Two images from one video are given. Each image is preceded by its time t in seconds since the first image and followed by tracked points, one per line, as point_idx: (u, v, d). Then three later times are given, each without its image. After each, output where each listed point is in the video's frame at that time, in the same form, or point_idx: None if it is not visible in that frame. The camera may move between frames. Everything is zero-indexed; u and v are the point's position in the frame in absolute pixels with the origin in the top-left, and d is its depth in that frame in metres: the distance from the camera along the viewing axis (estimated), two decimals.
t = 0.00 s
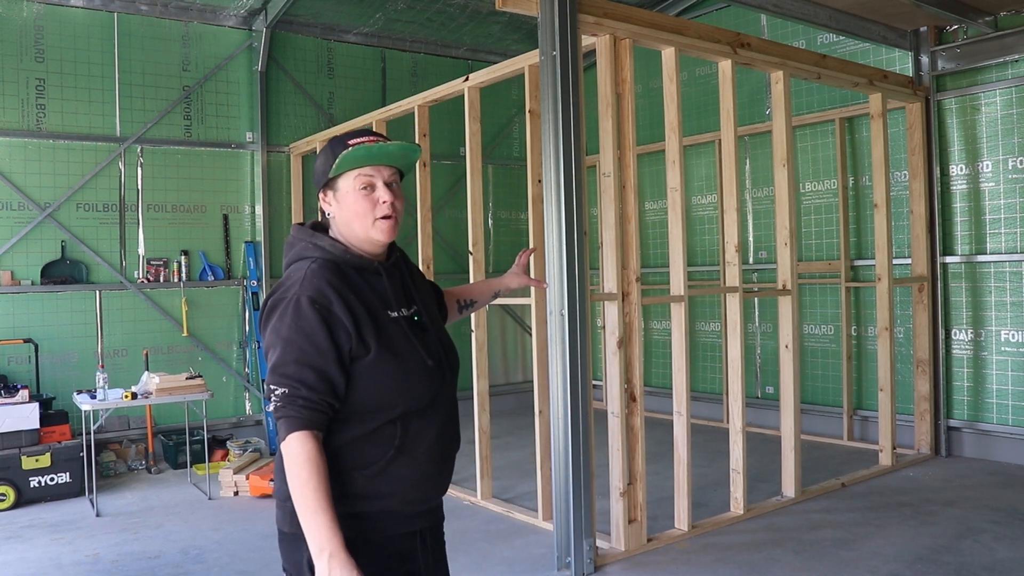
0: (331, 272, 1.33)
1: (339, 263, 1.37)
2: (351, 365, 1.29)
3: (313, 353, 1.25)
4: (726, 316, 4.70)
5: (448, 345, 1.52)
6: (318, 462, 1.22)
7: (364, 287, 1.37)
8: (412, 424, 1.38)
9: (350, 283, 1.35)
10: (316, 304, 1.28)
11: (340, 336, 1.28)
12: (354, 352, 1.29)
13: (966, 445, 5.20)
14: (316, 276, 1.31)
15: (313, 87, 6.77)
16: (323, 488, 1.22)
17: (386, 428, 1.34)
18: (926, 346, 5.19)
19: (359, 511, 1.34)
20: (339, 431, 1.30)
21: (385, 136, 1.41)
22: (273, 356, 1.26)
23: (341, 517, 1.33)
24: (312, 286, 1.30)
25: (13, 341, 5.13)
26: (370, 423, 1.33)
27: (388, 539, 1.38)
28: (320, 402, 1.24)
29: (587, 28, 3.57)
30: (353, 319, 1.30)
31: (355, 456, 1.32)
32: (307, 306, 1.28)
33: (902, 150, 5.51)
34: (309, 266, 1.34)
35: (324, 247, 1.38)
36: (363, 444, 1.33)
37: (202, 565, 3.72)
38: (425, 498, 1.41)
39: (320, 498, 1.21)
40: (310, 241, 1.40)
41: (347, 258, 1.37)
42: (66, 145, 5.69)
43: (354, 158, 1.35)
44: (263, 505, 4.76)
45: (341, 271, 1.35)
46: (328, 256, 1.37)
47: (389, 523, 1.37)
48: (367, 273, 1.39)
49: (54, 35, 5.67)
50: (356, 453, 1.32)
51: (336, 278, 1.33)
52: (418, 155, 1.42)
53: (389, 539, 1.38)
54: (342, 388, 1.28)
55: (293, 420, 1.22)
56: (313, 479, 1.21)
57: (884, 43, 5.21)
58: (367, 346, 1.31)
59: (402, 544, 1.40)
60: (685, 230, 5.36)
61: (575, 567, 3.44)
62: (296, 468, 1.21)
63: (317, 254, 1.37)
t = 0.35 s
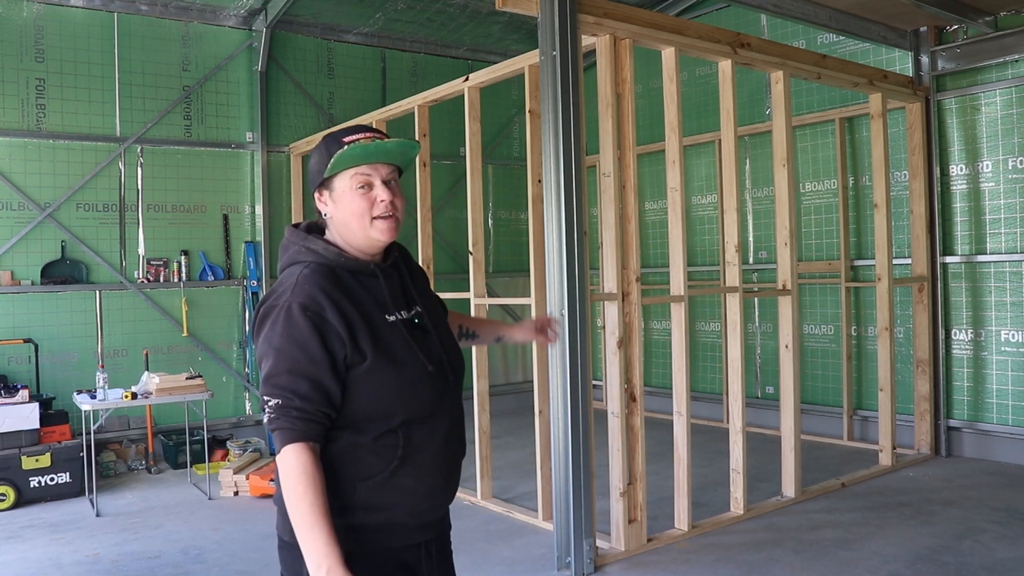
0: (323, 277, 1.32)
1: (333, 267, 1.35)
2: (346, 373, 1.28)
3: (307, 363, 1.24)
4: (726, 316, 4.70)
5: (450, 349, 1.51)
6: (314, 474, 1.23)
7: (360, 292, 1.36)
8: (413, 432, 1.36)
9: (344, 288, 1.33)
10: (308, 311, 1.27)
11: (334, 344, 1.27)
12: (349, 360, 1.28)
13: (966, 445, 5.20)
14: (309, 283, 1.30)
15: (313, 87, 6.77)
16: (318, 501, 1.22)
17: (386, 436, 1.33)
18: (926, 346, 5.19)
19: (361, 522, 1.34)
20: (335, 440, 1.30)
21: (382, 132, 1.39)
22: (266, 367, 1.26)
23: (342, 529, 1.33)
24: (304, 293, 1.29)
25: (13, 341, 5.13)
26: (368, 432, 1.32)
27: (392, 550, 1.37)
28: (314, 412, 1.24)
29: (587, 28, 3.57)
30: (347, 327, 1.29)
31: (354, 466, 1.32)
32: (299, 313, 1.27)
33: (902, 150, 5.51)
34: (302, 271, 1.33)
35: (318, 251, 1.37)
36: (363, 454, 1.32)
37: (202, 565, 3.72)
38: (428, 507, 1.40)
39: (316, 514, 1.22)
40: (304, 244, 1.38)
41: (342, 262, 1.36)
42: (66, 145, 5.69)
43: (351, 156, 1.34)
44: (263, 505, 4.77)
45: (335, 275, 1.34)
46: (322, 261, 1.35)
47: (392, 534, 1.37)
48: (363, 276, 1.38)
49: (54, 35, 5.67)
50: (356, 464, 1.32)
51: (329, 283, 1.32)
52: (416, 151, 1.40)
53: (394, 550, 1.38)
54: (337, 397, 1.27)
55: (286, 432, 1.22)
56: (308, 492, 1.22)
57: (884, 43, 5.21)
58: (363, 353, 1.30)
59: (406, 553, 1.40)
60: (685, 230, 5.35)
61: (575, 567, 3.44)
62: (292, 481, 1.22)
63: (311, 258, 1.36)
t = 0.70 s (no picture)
0: (318, 272, 1.32)
1: (331, 262, 1.35)
2: (339, 372, 1.28)
3: (298, 360, 1.24)
4: (726, 317, 4.70)
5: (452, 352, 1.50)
6: (302, 478, 1.23)
7: (356, 289, 1.35)
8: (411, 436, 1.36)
9: (340, 285, 1.33)
10: (300, 306, 1.27)
11: (327, 342, 1.27)
12: (343, 359, 1.28)
13: (966, 445, 5.20)
14: (302, 279, 1.30)
15: (313, 87, 6.77)
16: (306, 504, 1.23)
17: (383, 440, 1.33)
18: (926, 346, 5.19)
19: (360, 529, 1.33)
20: (328, 441, 1.30)
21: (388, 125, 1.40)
22: (257, 362, 1.26)
23: (336, 533, 1.33)
24: (297, 287, 1.29)
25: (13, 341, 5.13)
26: (363, 435, 1.31)
27: (391, 558, 1.36)
28: (305, 412, 1.24)
29: (587, 28, 3.57)
30: (341, 325, 1.29)
31: (349, 470, 1.31)
32: (292, 310, 1.26)
33: (902, 150, 5.51)
34: (297, 264, 1.33)
35: (316, 244, 1.37)
36: (358, 458, 1.31)
37: (202, 564, 3.72)
38: (427, 514, 1.39)
39: (304, 520, 1.23)
40: (303, 237, 1.39)
41: (339, 257, 1.36)
42: (66, 145, 5.69)
43: (365, 146, 1.33)
44: (263, 504, 4.77)
45: (330, 270, 1.34)
46: (318, 254, 1.35)
47: (390, 542, 1.36)
48: (361, 272, 1.38)
49: (54, 35, 5.67)
50: (350, 467, 1.31)
51: (323, 278, 1.31)
52: (423, 143, 1.42)
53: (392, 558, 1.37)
54: (330, 396, 1.27)
55: (274, 430, 1.22)
56: (296, 498, 1.23)
57: (884, 43, 5.21)
58: (357, 353, 1.30)
59: (405, 561, 1.38)
60: (685, 230, 5.35)
61: (575, 567, 3.44)
62: (280, 484, 1.23)
63: (309, 251, 1.36)
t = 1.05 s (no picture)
0: (318, 283, 1.30)
1: (328, 270, 1.34)
2: (342, 383, 1.27)
3: (302, 375, 1.23)
4: (727, 317, 4.70)
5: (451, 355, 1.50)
6: (313, 493, 1.22)
7: (357, 299, 1.34)
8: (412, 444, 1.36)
9: (340, 295, 1.32)
10: (302, 319, 1.25)
11: (330, 355, 1.26)
12: (346, 371, 1.27)
13: (966, 445, 5.20)
14: (303, 291, 1.28)
15: (313, 87, 6.77)
16: (319, 520, 1.22)
17: (386, 449, 1.33)
18: (926, 346, 5.19)
19: (364, 535, 1.34)
20: (331, 452, 1.30)
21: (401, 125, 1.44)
22: (258, 377, 1.24)
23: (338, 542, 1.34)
24: (297, 299, 1.27)
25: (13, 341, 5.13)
26: (367, 445, 1.31)
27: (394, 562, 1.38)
28: (311, 427, 1.23)
29: (587, 28, 3.57)
30: (344, 337, 1.28)
31: (353, 480, 1.31)
32: (294, 324, 1.25)
33: (902, 150, 5.51)
34: (294, 274, 1.31)
35: (311, 251, 1.35)
36: (361, 467, 1.31)
37: (202, 564, 3.72)
38: (429, 519, 1.40)
39: (321, 535, 1.21)
40: (298, 244, 1.37)
41: (337, 264, 1.35)
42: (66, 145, 5.69)
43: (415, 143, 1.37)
44: (263, 504, 4.77)
45: (329, 279, 1.33)
46: (315, 262, 1.34)
47: (393, 547, 1.37)
48: (359, 279, 1.37)
49: (54, 35, 5.67)
50: (354, 477, 1.31)
51: (323, 289, 1.30)
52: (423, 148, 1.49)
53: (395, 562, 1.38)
54: (335, 409, 1.26)
55: (281, 447, 1.21)
56: (311, 513, 1.21)
57: (884, 43, 5.21)
58: (360, 364, 1.29)
59: (408, 564, 1.40)
60: (686, 230, 5.35)
61: (575, 568, 3.44)
62: (291, 500, 1.21)
63: (304, 259, 1.34)
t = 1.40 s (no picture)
0: (333, 284, 1.29)
1: (337, 271, 1.32)
2: (362, 384, 1.27)
3: (325, 377, 1.22)
4: (727, 317, 4.70)
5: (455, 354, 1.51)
6: (341, 494, 1.20)
7: (371, 299, 1.33)
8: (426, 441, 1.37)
9: (355, 295, 1.31)
10: (322, 321, 1.24)
11: (350, 355, 1.25)
12: (365, 371, 1.27)
13: (966, 445, 5.20)
14: (320, 292, 1.26)
15: (313, 87, 6.77)
16: (348, 521, 1.20)
17: (402, 448, 1.33)
18: (926, 346, 5.18)
19: (379, 534, 1.34)
20: (349, 452, 1.29)
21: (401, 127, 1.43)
22: (279, 381, 1.22)
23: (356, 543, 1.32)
24: (315, 300, 1.25)
25: (13, 341, 5.13)
26: (384, 444, 1.31)
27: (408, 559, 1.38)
28: (334, 428, 1.22)
29: (587, 28, 3.57)
30: (363, 337, 1.27)
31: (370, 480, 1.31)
32: (315, 326, 1.23)
33: (902, 150, 5.51)
34: (306, 275, 1.29)
35: (318, 251, 1.32)
36: (379, 466, 1.31)
37: (202, 564, 3.72)
38: (441, 515, 1.41)
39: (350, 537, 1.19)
40: (303, 244, 1.34)
41: (346, 265, 1.33)
42: (66, 145, 5.69)
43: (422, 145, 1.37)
44: (263, 504, 4.77)
45: (342, 281, 1.31)
46: (324, 262, 1.31)
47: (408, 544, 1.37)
48: (368, 279, 1.35)
49: (53, 35, 5.67)
50: (371, 477, 1.31)
51: (339, 290, 1.29)
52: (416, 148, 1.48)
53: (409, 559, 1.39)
54: (355, 409, 1.25)
55: (307, 449, 1.19)
56: (339, 515, 1.19)
57: (884, 43, 5.21)
58: (379, 363, 1.29)
59: (419, 561, 1.40)
60: (686, 230, 5.35)
61: (575, 567, 3.44)
62: (318, 502, 1.19)
63: (313, 260, 1.31)
